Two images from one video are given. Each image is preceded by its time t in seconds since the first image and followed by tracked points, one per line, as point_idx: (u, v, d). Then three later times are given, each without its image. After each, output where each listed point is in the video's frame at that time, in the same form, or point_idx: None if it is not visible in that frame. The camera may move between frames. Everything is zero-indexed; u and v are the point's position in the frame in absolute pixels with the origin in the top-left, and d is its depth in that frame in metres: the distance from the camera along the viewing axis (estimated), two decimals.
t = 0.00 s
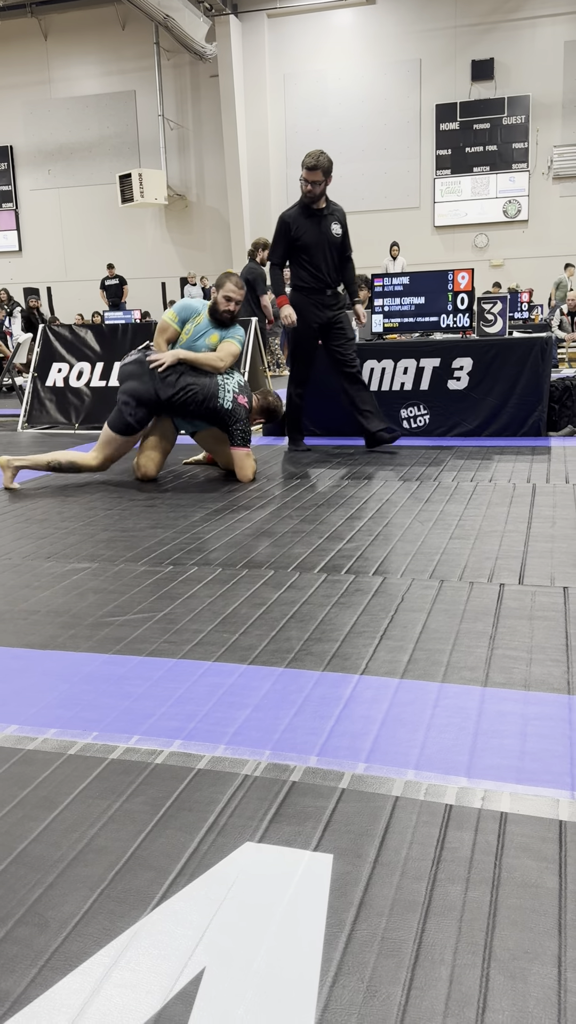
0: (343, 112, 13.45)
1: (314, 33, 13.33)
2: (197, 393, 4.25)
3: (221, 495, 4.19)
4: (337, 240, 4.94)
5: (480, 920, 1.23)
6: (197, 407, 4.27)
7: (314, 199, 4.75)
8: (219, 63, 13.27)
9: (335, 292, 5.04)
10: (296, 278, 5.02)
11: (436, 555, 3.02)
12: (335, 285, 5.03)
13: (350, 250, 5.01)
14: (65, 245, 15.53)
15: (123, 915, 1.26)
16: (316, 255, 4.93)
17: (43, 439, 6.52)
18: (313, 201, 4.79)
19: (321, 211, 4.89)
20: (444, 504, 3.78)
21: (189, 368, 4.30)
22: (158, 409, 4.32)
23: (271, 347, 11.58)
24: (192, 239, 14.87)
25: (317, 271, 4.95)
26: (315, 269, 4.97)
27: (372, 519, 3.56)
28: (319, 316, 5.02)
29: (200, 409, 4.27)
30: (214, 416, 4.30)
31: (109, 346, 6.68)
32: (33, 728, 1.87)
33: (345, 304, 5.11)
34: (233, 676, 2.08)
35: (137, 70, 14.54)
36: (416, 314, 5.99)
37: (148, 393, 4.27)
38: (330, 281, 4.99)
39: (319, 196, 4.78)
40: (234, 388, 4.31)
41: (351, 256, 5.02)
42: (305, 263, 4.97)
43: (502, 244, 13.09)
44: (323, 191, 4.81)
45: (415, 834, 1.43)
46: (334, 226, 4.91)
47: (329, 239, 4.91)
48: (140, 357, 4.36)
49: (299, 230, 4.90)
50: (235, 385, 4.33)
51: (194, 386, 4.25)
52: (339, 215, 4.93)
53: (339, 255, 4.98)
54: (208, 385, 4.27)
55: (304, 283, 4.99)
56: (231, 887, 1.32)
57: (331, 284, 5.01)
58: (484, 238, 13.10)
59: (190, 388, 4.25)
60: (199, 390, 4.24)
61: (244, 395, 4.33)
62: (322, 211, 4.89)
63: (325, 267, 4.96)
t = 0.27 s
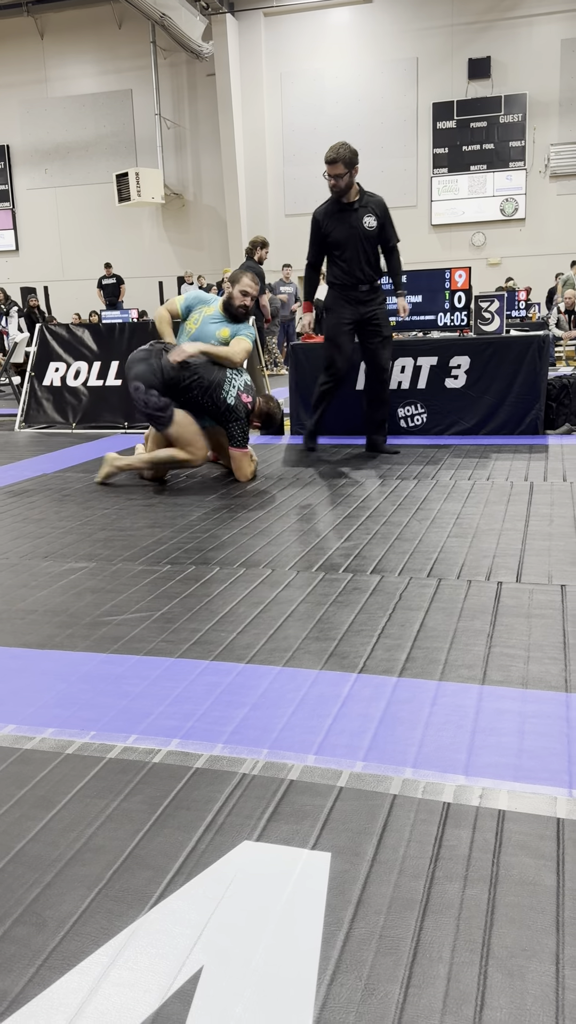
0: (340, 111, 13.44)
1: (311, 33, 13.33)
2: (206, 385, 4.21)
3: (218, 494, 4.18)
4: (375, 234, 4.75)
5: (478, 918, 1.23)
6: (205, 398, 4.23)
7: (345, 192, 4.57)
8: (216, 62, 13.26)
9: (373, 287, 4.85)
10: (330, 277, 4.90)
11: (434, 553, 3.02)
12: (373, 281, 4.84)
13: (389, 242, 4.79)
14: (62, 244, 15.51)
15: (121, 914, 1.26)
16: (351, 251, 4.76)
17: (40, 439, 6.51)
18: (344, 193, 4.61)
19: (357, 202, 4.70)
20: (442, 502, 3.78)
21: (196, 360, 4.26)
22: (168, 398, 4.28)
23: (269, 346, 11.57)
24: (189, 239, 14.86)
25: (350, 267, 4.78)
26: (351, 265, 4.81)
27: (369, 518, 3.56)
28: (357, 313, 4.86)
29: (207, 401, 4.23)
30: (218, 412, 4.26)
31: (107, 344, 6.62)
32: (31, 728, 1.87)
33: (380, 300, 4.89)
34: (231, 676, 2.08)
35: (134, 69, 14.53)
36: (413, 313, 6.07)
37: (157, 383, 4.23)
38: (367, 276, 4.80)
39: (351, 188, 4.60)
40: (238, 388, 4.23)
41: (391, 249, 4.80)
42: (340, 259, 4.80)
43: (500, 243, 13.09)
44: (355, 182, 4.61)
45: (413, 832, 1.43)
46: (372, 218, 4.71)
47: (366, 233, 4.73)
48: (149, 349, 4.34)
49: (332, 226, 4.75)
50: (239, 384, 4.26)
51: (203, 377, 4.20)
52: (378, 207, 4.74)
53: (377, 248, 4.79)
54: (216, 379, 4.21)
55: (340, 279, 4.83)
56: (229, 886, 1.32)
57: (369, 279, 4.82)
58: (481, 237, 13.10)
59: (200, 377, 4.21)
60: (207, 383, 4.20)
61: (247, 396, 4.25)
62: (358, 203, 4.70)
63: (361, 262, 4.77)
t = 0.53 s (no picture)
0: (337, 110, 13.43)
1: (308, 32, 13.33)
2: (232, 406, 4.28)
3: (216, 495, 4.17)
4: (396, 222, 4.59)
5: (477, 916, 1.23)
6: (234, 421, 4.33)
7: (367, 179, 4.48)
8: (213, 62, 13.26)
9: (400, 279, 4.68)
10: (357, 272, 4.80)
11: (432, 552, 3.02)
12: (399, 273, 4.68)
13: (415, 229, 4.59)
14: (59, 244, 15.50)
15: (119, 914, 1.26)
16: (373, 243, 4.64)
17: (38, 439, 6.50)
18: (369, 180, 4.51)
19: (381, 191, 4.58)
20: (440, 502, 3.78)
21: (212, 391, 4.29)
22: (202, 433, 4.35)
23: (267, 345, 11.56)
24: (187, 238, 14.85)
25: (373, 259, 4.66)
26: (375, 257, 4.69)
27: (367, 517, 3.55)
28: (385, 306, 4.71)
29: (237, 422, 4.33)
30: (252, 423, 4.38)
31: (103, 344, 6.63)
32: (29, 728, 1.86)
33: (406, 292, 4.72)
34: (229, 676, 2.07)
35: (131, 69, 14.52)
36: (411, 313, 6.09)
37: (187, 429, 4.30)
38: (392, 269, 4.65)
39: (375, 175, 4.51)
40: (266, 392, 4.34)
41: (417, 236, 4.59)
42: (364, 252, 4.70)
43: (498, 242, 13.09)
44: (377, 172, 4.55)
45: (411, 831, 1.43)
46: (395, 206, 4.56)
47: (388, 223, 4.59)
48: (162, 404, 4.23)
49: (354, 221, 4.68)
50: (264, 388, 4.34)
51: (226, 402, 4.27)
52: (402, 194, 4.57)
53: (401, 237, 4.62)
54: (240, 397, 4.29)
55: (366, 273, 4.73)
56: (227, 886, 1.31)
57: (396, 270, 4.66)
58: (478, 237, 13.11)
59: (229, 406, 4.27)
60: (234, 404, 4.28)
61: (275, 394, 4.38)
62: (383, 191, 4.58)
63: (385, 253, 4.63)
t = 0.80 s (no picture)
0: (336, 109, 13.42)
1: (306, 32, 13.32)
2: (260, 435, 4.16)
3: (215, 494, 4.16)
4: (421, 217, 4.39)
5: (476, 915, 1.23)
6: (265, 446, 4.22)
7: (388, 171, 4.33)
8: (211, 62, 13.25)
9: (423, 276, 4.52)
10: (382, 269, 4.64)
11: (430, 552, 3.02)
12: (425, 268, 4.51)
13: (440, 224, 4.39)
14: (58, 244, 15.49)
15: (118, 914, 1.26)
16: (397, 238, 4.47)
17: (37, 439, 6.50)
18: (391, 172, 4.36)
19: (404, 183, 4.40)
20: (439, 502, 3.78)
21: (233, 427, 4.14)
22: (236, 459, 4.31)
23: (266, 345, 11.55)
24: (185, 238, 14.85)
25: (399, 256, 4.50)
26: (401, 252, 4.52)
27: (366, 517, 3.55)
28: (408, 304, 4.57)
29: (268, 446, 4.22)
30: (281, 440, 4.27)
31: (102, 344, 6.65)
32: (28, 728, 1.86)
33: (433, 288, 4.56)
34: (228, 676, 2.07)
35: (129, 69, 14.51)
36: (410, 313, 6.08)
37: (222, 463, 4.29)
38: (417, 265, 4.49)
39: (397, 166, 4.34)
40: (286, 407, 4.15)
41: (442, 231, 4.39)
42: (389, 248, 4.54)
43: (496, 242, 13.09)
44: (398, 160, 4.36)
45: (410, 829, 1.44)
46: (420, 200, 4.36)
47: (412, 218, 4.40)
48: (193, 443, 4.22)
49: (377, 213, 4.49)
50: (282, 405, 4.14)
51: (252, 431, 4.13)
52: (427, 186, 4.36)
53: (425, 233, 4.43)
54: (264, 425, 4.13)
55: (390, 269, 4.58)
56: (227, 885, 1.31)
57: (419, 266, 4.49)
58: (477, 237, 13.10)
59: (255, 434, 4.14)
60: (261, 434, 4.15)
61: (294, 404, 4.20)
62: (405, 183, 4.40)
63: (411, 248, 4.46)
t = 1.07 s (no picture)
0: (334, 109, 13.42)
1: (305, 32, 13.32)
2: (274, 442, 4.12)
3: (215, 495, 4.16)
4: (453, 221, 4.34)
5: (475, 914, 1.23)
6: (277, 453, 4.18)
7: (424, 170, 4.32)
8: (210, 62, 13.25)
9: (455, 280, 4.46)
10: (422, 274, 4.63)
11: (429, 551, 3.02)
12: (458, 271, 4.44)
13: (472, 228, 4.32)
14: (57, 244, 15.49)
15: (118, 914, 1.26)
16: (430, 242, 4.46)
17: (36, 439, 6.49)
18: (428, 173, 4.35)
19: (440, 183, 4.34)
20: (438, 501, 3.78)
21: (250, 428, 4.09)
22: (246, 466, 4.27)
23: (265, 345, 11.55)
24: (184, 238, 14.85)
25: (432, 260, 4.48)
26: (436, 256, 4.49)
27: (366, 516, 3.55)
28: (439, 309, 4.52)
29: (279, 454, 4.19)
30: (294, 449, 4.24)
31: (101, 344, 6.66)
32: (27, 728, 1.87)
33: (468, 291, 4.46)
34: (227, 676, 2.07)
35: (128, 69, 14.51)
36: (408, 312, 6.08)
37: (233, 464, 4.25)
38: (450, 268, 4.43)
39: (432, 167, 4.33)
40: (303, 418, 4.12)
41: (474, 235, 4.31)
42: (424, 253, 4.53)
43: (495, 241, 13.09)
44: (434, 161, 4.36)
45: (408, 829, 1.44)
46: (453, 203, 4.30)
47: (444, 222, 4.35)
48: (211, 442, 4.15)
49: (414, 219, 4.50)
50: (301, 415, 4.11)
51: (266, 438, 4.10)
52: (461, 188, 4.29)
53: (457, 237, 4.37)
54: (280, 432, 4.09)
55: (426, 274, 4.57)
56: (225, 885, 1.32)
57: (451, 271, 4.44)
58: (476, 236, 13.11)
59: (269, 442, 4.11)
60: (275, 440, 4.11)
61: (313, 415, 4.16)
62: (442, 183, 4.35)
63: (443, 252, 4.42)
